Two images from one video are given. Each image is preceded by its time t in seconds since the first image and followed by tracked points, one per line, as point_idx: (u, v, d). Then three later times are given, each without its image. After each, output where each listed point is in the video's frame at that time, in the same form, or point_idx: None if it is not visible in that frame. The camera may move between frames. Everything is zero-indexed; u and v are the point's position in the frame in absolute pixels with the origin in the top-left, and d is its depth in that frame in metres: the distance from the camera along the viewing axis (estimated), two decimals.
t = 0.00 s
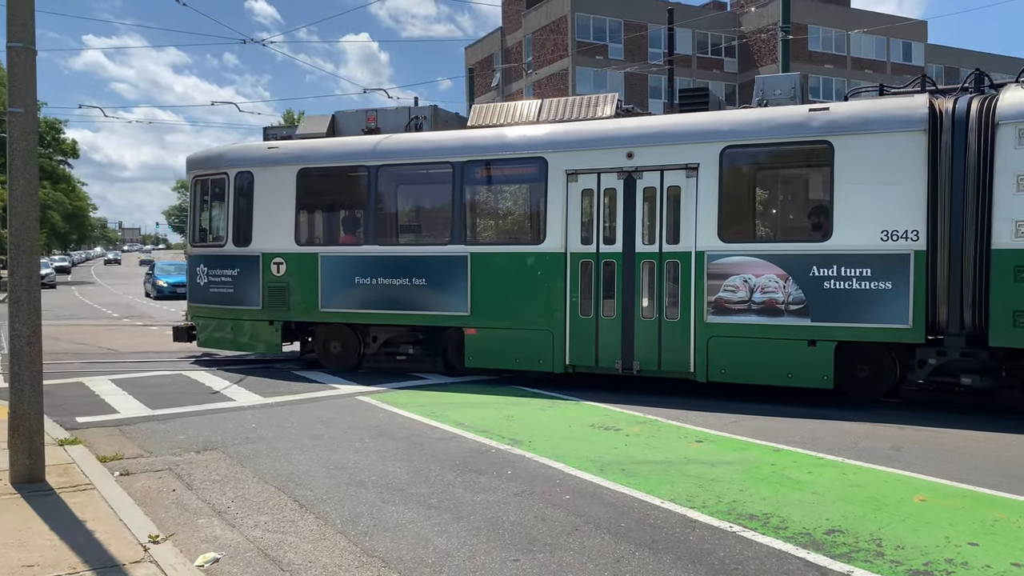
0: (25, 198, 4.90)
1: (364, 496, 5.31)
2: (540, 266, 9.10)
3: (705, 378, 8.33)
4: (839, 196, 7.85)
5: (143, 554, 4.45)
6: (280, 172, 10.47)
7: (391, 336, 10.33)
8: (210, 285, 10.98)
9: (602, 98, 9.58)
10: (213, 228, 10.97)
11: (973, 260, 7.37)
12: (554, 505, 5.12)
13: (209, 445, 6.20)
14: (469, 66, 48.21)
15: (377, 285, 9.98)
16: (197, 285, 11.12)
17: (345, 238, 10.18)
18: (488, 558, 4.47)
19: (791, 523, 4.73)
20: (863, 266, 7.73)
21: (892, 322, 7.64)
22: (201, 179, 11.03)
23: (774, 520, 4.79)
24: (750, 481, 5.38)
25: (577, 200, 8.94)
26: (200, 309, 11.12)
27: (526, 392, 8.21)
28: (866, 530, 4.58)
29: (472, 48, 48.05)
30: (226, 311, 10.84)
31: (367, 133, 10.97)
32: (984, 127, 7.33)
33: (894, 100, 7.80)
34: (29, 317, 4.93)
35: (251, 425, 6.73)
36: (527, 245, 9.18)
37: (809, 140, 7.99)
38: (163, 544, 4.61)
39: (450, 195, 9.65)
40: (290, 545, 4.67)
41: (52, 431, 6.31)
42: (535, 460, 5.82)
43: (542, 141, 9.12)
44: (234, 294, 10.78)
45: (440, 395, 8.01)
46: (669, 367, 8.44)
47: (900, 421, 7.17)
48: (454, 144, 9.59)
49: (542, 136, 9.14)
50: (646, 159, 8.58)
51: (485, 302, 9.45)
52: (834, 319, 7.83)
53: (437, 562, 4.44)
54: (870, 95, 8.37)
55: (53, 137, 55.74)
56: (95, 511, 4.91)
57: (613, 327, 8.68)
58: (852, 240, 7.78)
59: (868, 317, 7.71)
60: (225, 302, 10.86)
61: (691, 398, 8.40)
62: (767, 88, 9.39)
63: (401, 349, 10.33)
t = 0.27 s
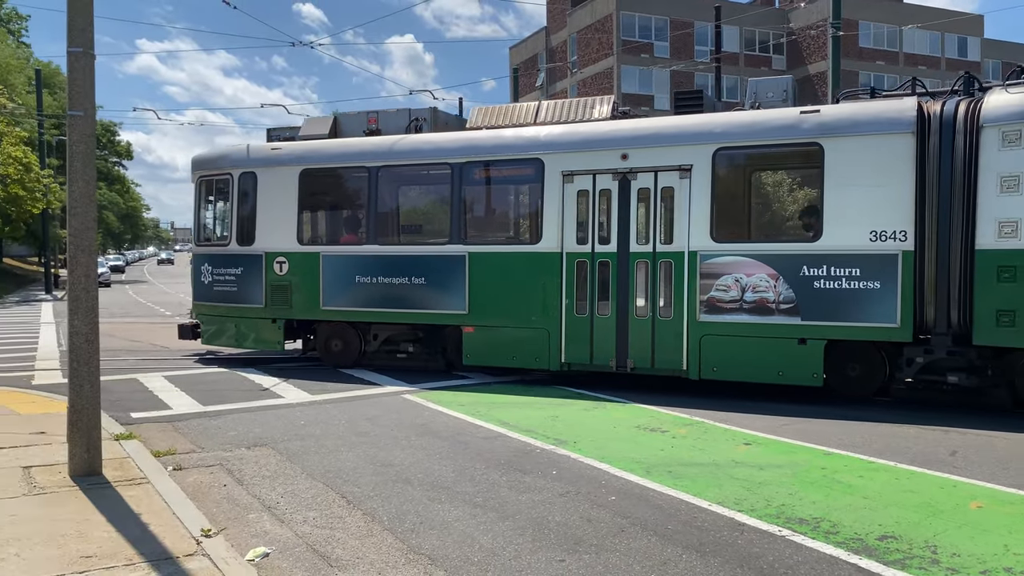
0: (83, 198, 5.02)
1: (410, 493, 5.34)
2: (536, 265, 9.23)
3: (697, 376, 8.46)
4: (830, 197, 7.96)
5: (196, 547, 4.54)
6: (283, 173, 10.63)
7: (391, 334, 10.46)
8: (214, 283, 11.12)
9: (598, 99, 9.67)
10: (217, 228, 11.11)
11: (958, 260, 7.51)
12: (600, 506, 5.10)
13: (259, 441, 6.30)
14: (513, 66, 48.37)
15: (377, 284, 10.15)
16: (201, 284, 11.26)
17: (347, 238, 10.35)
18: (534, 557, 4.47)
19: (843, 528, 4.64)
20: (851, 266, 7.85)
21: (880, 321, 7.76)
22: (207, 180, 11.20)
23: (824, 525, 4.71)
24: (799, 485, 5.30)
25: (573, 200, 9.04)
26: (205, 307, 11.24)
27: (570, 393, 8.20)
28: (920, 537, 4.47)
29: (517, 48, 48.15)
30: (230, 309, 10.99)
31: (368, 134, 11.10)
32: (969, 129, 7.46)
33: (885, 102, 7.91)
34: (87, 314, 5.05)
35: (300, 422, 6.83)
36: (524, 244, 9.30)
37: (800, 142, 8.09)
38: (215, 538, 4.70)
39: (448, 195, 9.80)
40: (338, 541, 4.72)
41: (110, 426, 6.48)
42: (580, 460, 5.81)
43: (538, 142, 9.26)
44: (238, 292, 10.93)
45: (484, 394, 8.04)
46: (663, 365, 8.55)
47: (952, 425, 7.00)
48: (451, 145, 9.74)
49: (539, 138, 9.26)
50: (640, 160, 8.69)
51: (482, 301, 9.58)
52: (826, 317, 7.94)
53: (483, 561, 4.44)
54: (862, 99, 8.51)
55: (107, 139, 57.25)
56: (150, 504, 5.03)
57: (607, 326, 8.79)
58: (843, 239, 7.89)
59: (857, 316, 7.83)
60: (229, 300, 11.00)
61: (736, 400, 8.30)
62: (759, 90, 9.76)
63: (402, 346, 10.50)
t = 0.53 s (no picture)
0: (135, 199, 5.14)
1: (454, 491, 5.37)
2: (530, 264, 9.38)
3: (687, 373, 8.60)
4: (819, 198, 8.10)
5: (244, 542, 4.62)
6: (284, 174, 10.75)
7: (390, 332, 10.59)
8: (215, 282, 11.20)
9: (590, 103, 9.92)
10: (218, 227, 11.19)
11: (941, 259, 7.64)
12: (644, 507, 5.07)
13: (305, 438, 6.38)
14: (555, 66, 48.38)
15: (376, 283, 10.29)
16: (202, 283, 11.33)
17: (345, 238, 10.49)
18: (577, 558, 4.46)
19: (893, 534, 4.54)
20: (839, 265, 7.98)
21: (867, 319, 7.89)
22: (209, 180, 11.26)
23: (874, 530, 4.62)
24: (848, 488, 5.21)
25: (567, 201, 9.20)
26: (206, 304, 11.34)
27: (611, 394, 8.18)
28: (974, 544, 4.36)
29: (560, 48, 48.10)
30: (231, 308, 11.08)
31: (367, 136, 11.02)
32: (952, 131, 7.58)
33: (873, 105, 8.04)
34: (139, 313, 5.16)
35: (345, 420, 6.91)
36: (519, 244, 9.45)
37: (789, 144, 8.22)
38: (262, 533, 4.77)
39: (444, 196, 9.95)
40: (383, 538, 4.76)
41: (161, 422, 6.63)
42: (622, 461, 5.78)
43: (533, 143, 9.40)
44: (239, 291, 11.02)
45: (525, 394, 8.06)
46: (655, 362, 8.71)
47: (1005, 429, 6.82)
48: (448, 147, 9.89)
49: (535, 140, 9.42)
50: (633, 161, 8.83)
51: (477, 299, 9.73)
52: (815, 316, 8.07)
53: (527, 560, 4.44)
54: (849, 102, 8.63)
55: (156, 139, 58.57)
56: (200, 499, 5.12)
57: (600, 324, 8.95)
58: (830, 239, 8.02)
59: (844, 315, 7.97)
60: (230, 298, 11.09)
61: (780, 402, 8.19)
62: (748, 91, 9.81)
63: (400, 344, 10.64)
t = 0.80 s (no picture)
0: (184, 200, 5.24)
1: (495, 490, 5.38)
2: (524, 263, 9.58)
3: (678, 370, 8.77)
4: (804, 199, 8.28)
5: (289, 538, 4.68)
6: (284, 174, 10.92)
7: (387, 330, 10.77)
8: (216, 280, 11.33)
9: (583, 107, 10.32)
10: (219, 227, 11.33)
11: (925, 259, 7.85)
12: (687, 509, 5.03)
13: (348, 435, 6.46)
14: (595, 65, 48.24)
15: (374, 281, 10.46)
16: (203, 282, 11.47)
17: (344, 237, 10.68)
18: (619, 558, 4.44)
19: (944, 539, 4.45)
20: (825, 264, 8.16)
21: (852, 317, 8.06)
22: (210, 181, 11.40)
23: (924, 534, 4.52)
24: (896, 492, 5.11)
25: (560, 201, 9.40)
26: (205, 303, 11.45)
27: (652, 395, 8.14)
28: None
29: (600, 47, 47.90)
30: (231, 306, 11.20)
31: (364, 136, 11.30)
32: (934, 134, 7.84)
33: (859, 107, 8.23)
34: (187, 311, 5.27)
35: (387, 418, 6.97)
36: (514, 244, 9.64)
37: (775, 145, 8.41)
38: (307, 529, 4.83)
39: (442, 196, 10.16)
40: (426, 536, 4.79)
41: (208, 418, 6.76)
42: (664, 462, 5.75)
43: (527, 145, 9.61)
44: (239, 289, 11.15)
45: (565, 395, 8.05)
46: (645, 359, 8.89)
47: None
48: (444, 149, 10.12)
49: (529, 142, 9.62)
50: (625, 162, 9.02)
51: (473, 298, 9.92)
52: (801, 314, 8.24)
53: (569, 560, 4.44)
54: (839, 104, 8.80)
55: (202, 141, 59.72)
56: (246, 495, 5.21)
57: (592, 322, 9.14)
58: (815, 238, 8.21)
59: (830, 313, 8.15)
60: (230, 297, 11.22)
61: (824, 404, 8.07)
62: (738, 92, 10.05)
63: (397, 342, 10.81)
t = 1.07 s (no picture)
0: (229, 201, 5.34)
1: (534, 490, 5.39)
2: (515, 262, 9.73)
3: (666, 367, 8.94)
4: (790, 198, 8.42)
5: (332, 534, 4.74)
6: (280, 176, 11.08)
7: (382, 328, 10.94)
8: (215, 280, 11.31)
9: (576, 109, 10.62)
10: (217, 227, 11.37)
11: (906, 258, 7.97)
12: (728, 510, 4.99)
13: (388, 433, 6.52)
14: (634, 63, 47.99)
15: (369, 281, 10.63)
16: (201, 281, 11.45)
17: (339, 237, 10.83)
18: (660, 559, 4.42)
19: (994, 544, 4.35)
20: (810, 263, 8.31)
21: (836, 315, 8.23)
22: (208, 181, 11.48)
23: (973, 539, 4.43)
24: (944, 496, 5.02)
25: (551, 202, 9.55)
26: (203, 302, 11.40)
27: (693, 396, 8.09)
28: None
29: (641, 45, 47.60)
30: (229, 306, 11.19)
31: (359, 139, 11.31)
32: (913, 135, 7.91)
33: (843, 109, 8.37)
34: (233, 311, 5.38)
35: (427, 416, 7.03)
36: (506, 244, 9.80)
37: (761, 146, 8.55)
38: (349, 525, 4.89)
39: (435, 197, 10.30)
40: (466, 534, 4.82)
41: (253, 415, 6.89)
42: (705, 463, 5.71)
43: (518, 146, 9.74)
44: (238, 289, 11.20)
45: (604, 395, 8.05)
46: (634, 356, 9.05)
47: None
48: (437, 150, 10.26)
49: (521, 143, 9.74)
50: (614, 164, 9.17)
51: (467, 296, 10.09)
52: (786, 311, 8.41)
53: (609, 560, 4.43)
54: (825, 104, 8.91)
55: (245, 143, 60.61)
56: (289, 491, 5.29)
57: (583, 320, 9.30)
58: (800, 238, 8.36)
59: (814, 310, 8.31)
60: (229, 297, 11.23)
61: (866, 405, 7.95)
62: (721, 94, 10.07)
63: (392, 340, 10.97)
